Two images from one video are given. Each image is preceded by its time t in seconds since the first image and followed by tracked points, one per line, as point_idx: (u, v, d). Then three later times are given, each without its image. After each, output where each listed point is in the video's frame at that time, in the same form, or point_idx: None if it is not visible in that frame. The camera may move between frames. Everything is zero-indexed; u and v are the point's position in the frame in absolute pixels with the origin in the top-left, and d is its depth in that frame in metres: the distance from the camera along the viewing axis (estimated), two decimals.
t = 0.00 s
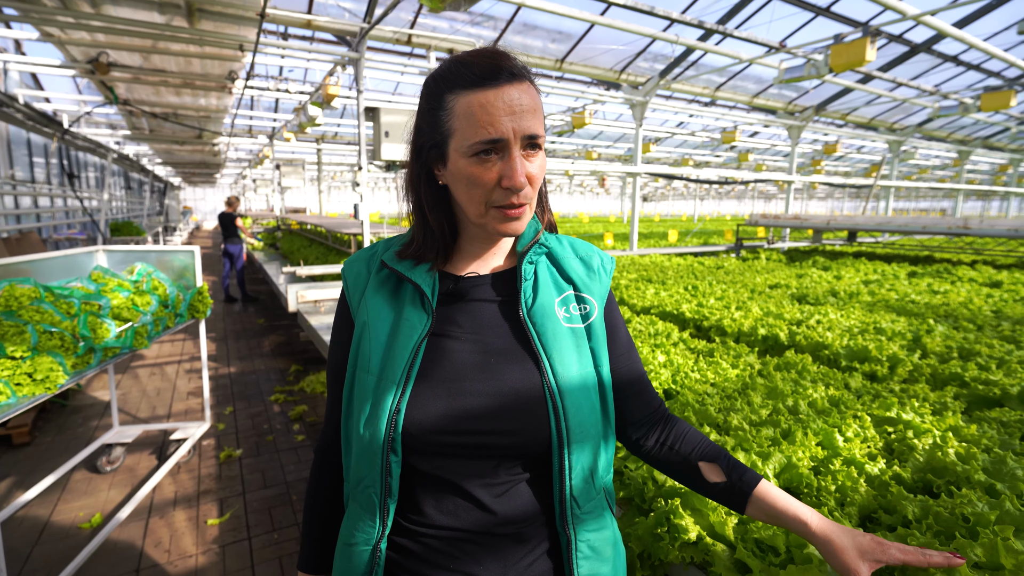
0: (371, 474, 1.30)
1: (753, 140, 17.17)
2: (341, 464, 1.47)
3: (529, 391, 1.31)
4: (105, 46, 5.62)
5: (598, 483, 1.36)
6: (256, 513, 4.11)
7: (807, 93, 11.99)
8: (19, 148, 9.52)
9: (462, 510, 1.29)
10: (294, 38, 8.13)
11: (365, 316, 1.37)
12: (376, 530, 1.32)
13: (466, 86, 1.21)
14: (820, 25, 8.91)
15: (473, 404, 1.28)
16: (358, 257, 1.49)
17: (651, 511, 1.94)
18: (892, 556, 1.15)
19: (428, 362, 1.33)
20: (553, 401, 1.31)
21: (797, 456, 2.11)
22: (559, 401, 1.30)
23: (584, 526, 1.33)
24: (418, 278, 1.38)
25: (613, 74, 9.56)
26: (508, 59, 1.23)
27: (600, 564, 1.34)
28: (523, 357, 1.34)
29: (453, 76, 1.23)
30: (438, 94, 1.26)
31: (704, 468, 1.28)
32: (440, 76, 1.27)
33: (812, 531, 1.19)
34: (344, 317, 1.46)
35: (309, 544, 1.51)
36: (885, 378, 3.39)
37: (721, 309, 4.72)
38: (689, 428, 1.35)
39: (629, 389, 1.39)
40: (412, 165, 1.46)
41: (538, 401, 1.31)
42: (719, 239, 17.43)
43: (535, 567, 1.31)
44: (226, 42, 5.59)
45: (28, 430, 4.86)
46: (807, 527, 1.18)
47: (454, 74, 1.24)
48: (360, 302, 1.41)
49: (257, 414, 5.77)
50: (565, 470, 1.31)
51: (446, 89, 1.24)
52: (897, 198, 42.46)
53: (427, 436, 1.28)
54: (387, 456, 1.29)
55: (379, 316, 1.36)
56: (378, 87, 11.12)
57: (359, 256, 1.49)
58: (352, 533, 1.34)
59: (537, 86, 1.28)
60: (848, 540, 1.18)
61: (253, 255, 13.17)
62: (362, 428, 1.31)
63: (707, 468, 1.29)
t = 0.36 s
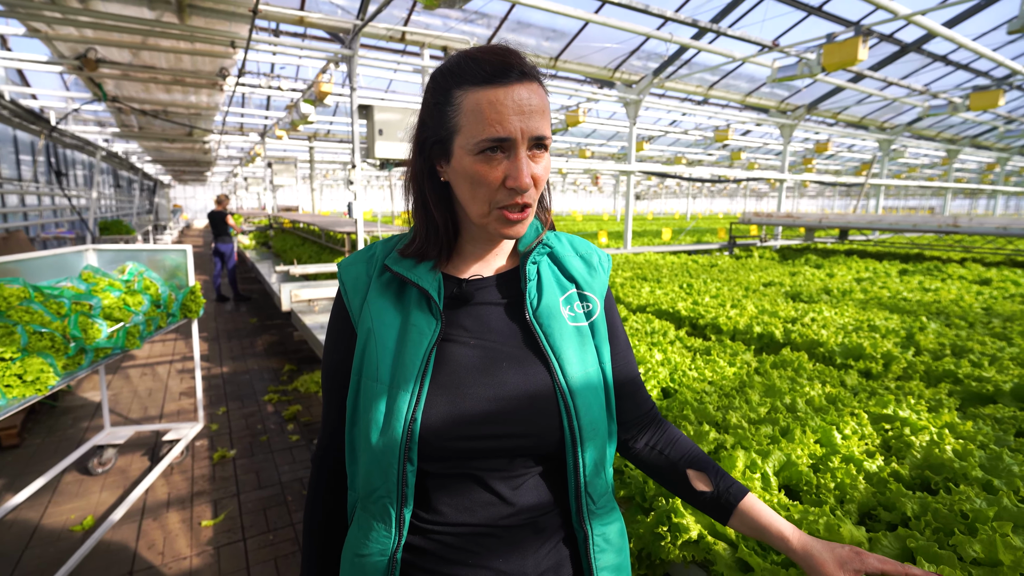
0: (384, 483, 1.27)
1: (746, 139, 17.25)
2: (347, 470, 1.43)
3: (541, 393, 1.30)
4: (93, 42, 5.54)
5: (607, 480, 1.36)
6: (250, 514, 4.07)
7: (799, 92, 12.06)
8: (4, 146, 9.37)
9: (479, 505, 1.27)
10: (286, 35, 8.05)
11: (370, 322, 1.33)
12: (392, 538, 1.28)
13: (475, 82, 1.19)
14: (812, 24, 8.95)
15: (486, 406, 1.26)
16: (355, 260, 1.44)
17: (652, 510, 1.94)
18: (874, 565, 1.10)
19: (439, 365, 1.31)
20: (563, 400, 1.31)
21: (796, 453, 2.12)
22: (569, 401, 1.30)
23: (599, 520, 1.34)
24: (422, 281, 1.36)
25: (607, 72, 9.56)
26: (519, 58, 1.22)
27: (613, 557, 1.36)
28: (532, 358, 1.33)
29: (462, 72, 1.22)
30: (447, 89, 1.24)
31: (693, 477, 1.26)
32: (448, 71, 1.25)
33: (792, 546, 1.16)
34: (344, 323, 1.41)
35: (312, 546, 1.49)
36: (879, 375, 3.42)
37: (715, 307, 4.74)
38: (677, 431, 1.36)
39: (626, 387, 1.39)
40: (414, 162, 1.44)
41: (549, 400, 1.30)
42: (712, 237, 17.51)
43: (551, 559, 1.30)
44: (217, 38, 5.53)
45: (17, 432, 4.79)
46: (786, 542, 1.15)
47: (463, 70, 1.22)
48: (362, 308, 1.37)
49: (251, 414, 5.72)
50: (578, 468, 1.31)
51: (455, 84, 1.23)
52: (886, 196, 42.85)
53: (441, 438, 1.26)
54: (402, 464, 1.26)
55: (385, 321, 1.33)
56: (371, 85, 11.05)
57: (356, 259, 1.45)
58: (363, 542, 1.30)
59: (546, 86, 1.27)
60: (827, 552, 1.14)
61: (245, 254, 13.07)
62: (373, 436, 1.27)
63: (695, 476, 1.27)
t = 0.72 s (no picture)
0: (385, 485, 1.27)
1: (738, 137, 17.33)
2: (347, 471, 1.43)
3: (545, 393, 1.30)
4: (82, 38, 5.47)
5: (610, 480, 1.36)
6: (246, 514, 4.05)
7: (791, 90, 12.13)
8: None
9: (481, 507, 1.27)
10: (278, 32, 7.99)
11: (372, 321, 1.32)
12: (393, 539, 1.28)
13: (481, 78, 1.19)
14: (804, 23, 9.00)
15: (489, 406, 1.26)
16: (357, 259, 1.44)
17: (652, 508, 1.95)
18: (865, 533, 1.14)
19: (441, 366, 1.30)
20: (566, 400, 1.31)
21: (794, 449, 2.14)
22: (572, 401, 1.30)
23: (600, 522, 1.35)
24: (424, 280, 1.34)
25: (601, 71, 9.57)
26: (525, 54, 1.22)
27: (614, 558, 1.37)
28: (535, 359, 1.33)
29: (467, 67, 1.21)
30: (452, 84, 1.24)
31: (686, 465, 1.31)
32: (453, 67, 1.25)
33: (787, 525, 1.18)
34: (345, 323, 1.40)
35: (311, 546, 1.49)
36: (873, 371, 3.45)
37: (711, 305, 4.77)
38: (675, 428, 1.39)
39: (629, 385, 1.40)
40: (417, 159, 1.43)
41: (552, 400, 1.31)
42: (706, 235, 17.60)
43: (553, 560, 1.30)
44: (209, 35, 5.49)
45: (7, 434, 4.73)
46: (782, 522, 1.17)
47: (469, 65, 1.22)
48: (363, 308, 1.36)
49: (245, 414, 5.69)
50: (580, 468, 1.31)
51: (460, 80, 1.22)
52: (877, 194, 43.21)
53: (444, 440, 1.25)
54: (403, 466, 1.26)
55: (386, 321, 1.32)
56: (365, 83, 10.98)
57: (356, 258, 1.44)
58: (364, 544, 1.30)
59: (552, 83, 1.27)
60: (821, 524, 1.17)
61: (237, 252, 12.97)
62: (374, 436, 1.26)
63: (690, 467, 1.31)
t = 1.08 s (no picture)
0: (387, 483, 1.27)
1: (730, 136, 17.43)
2: (348, 470, 1.43)
3: (545, 390, 1.31)
4: (71, 35, 5.41)
5: (609, 477, 1.38)
6: (240, 514, 4.04)
7: (782, 88, 12.22)
8: None
9: (484, 505, 1.28)
10: (270, 29, 7.93)
11: (372, 321, 1.33)
12: (396, 538, 1.29)
13: (483, 78, 1.20)
14: (796, 22, 9.07)
15: (490, 404, 1.27)
16: (356, 258, 1.44)
17: (649, 503, 1.96)
18: (886, 564, 1.17)
19: (442, 364, 1.31)
20: (565, 397, 1.32)
21: (787, 445, 2.17)
22: (573, 398, 1.32)
23: (601, 519, 1.36)
24: (424, 279, 1.35)
25: (594, 69, 9.58)
26: (528, 53, 1.22)
27: (614, 555, 1.38)
28: (535, 357, 1.34)
29: (470, 66, 1.22)
30: (454, 84, 1.24)
31: (706, 467, 1.31)
32: (456, 66, 1.25)
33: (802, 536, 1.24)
34: (345, 322, 1.40)
35: (312, 546, 1.49)
36: (864, 367, 3.50)
37: (705, 302, 4.81)
38: (689, 421, 1.39)
39: (629, 382, 1.41)
40: (418, 157, 1.44)
41: (553, 397, 1.32)
42: (698, 232, 17.68)
43: (557, 556, 1.32)
44: (200, 32, 5.46)
45: None
46: (799, 533, 1.23)
47: (471, 64, 1.22)
48: (363, 307, 1.36)
49: (239, 414, 5.66)
50: (581, 466, 1.32)
51: (462, 79, 1.23)
52: (867, 191, 43.59)
53: (445, 438, 1.26)
54: (405, 464, 1.26)
55: (387, 320, 1.33)
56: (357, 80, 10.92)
57: (356, 257, 1.44)
58: (367, 542, 1.30)
59: (554, 83, 1.27)
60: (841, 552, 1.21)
61: (229, 251, 12.89)
62: (376, 435, 1.27)
63: (709, 466, 1.32)
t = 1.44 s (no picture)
0: (385, 480, 1.27)
1: (722, 134, 17.52)
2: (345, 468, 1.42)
3: (544, 387, 1.32)
4: (57, 30, 5.33)
5: (608, 473, 1.39)
6: (233, 514, 4.01)
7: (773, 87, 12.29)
8: None
9: (483, 508, 1.28)
10: (260, 25, 7.86)
11: (370, 316, 1.32)
12: (394, 536, 1.28)
13: (483, 73, 1.20)
14: (787, 21, 9.11)
15: (488, 400, 1.27)
16: (354, 255, 1.43)
17: (644, 500, 1.97)
18: (873, 547, 1.32)
19: (441, 360, 1.31)
20: (564, 392, 1.33)
21: (781, 441, 2.19)
22: (572, 394, 1.32)
23: (599, 516, 1.37)
24: (424, 274, 1.35)
25: (587, 67, 9.57)
26: (524, 50, 1.23)
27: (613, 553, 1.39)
28: (533, 353, 1.35)
29: (467, 63, 1.22)
30: (452, 81, 1.24)
31: (709, 473, 1.36)
32: (454, 61, 1.25)
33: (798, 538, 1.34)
34: (343, 318, 1.40)
35: (309, 546, 1.49)
36: (855, 364, 3.54)
37: (697, 300, 4.84)
38: (688, 419, 1.43)
39: (629, 380, 1.43)
40: (416, 153, 1.43)
41: (551, 394, 1.33)
42: (690, 230, 17.78)
43: (556, 559, 1.34)
44: (189, 28, 5.39)
45: None
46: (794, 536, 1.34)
47: (468, 61, 1.22)
48: (362, 302, 1.35)
49: (230, 414, 5.62)
50: (580, 461, 1.33)
51: (460, 76, 1.23)
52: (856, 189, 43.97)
53: (444, 434, 1.26)
54: (403, 460, 1.26)
55: (385, 315, 1.32)
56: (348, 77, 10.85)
57: (354, 253, 1.43)
58: (364, 542, 1.30)
59: (552, 79, 1.28)
60: (834, 547, 1.33)
61: (219, 250, 12.76)
62: (374, 431, 1.27)
63: (709, 469, 1.37)
